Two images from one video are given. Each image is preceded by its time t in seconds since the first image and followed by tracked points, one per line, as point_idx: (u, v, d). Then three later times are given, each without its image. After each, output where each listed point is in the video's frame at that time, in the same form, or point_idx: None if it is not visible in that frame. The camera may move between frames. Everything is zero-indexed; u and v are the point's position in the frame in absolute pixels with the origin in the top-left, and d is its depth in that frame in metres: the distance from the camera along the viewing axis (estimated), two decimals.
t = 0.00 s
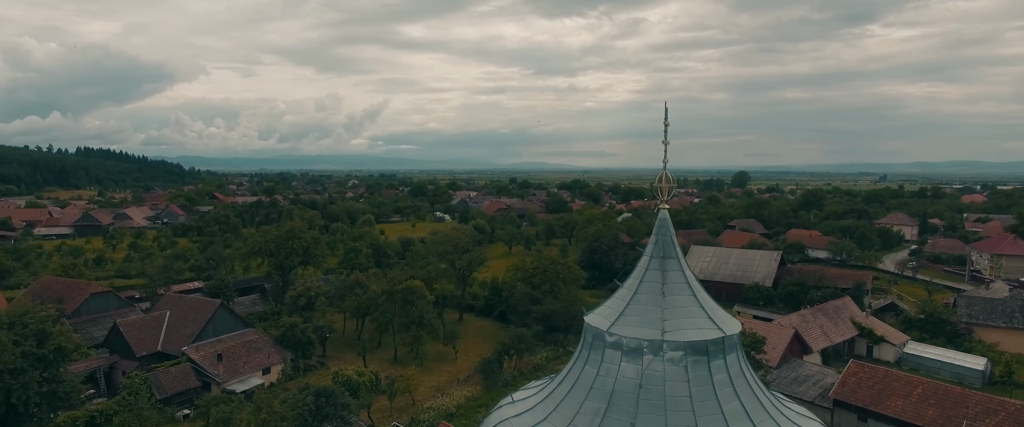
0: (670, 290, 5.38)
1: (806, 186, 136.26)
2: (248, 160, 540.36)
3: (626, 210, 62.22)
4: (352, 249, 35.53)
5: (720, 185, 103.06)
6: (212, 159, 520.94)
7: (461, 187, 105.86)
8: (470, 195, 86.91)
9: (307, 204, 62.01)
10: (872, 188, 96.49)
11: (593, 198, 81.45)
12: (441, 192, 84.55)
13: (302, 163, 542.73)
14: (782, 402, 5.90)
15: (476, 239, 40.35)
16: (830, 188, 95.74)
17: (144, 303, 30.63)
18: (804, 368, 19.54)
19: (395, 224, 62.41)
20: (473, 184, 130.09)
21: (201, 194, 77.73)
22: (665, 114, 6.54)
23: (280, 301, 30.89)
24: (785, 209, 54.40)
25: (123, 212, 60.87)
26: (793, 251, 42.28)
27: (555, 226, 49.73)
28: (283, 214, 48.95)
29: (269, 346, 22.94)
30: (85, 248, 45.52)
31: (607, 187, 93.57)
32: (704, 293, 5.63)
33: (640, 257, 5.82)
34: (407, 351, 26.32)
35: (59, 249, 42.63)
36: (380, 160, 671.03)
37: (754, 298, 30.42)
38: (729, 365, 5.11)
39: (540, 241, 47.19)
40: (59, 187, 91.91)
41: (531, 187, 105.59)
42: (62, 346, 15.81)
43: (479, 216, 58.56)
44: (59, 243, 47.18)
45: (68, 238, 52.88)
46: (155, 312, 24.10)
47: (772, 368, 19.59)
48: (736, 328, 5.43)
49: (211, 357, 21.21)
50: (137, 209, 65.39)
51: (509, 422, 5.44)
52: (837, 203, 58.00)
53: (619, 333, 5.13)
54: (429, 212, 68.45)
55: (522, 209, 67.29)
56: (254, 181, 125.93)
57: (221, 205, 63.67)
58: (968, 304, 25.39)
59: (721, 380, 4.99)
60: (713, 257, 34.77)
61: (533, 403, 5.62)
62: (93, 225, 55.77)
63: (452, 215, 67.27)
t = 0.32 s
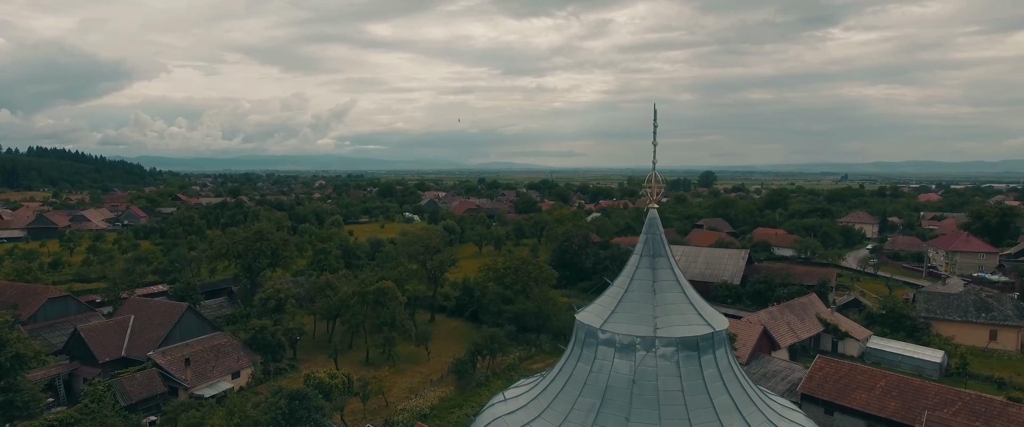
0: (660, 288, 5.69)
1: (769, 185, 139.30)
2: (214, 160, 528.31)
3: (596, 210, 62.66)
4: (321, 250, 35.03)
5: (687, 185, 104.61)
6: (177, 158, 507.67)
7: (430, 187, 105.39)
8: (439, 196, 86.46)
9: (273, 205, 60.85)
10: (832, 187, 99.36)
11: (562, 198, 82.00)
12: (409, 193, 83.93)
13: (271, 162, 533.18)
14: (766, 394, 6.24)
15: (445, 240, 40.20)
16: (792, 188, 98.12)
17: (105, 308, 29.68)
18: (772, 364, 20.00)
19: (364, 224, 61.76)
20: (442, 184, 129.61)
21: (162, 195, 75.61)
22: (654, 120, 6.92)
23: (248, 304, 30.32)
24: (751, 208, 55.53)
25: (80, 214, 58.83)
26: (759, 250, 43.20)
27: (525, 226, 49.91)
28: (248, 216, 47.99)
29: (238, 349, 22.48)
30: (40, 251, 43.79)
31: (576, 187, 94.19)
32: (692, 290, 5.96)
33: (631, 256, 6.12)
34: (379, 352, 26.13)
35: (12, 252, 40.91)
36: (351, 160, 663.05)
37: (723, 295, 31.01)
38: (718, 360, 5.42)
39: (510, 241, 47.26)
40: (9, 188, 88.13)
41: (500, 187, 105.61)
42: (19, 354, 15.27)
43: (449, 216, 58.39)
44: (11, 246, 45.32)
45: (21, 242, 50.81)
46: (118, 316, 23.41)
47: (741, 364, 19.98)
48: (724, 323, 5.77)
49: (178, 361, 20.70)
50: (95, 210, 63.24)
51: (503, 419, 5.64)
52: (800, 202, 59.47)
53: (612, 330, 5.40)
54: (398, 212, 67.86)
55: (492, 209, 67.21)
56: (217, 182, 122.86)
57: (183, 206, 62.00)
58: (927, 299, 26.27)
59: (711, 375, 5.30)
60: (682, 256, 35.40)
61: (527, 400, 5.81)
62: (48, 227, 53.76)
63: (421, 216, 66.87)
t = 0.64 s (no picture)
0: (649, 285, 5.84)
1: (733, 185, 142.27)
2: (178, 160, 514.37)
3: (565, 210, 63.11)
4: (288, 251, 34.44)
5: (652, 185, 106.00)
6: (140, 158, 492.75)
7: (398, 188, 104.64)
8: (407, 196, 85.87)
9: (236, 206, 59.55)
10: (792, 186, 102.07)
11: (530, 198, 82.38)
12: (376, 193, 83.14)
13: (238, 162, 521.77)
14: (750, 387, 6.45)
15: (414, 240, 39.95)
16: (756, 187, 100.39)
17: (61, 313, 28.63)
18: (740, 360, 20.43)
19: (330, 225, 60.97)
20: (410, 185, 128.69)
21: (119, 196, 73.27)
22: (641, 122, 7.09)
23: (214, 307, 29.67)
24: (716, 208, 56.64)
25: (31, 216, 56.56)
26: (725, 249, 44.10)
27: (494, 226, 49.93)
28: (211, 217, 46.89)
29: (205, 353, 21.97)
30: None
31: (544, 187, 94.78)
32: (678, 287, 6.13)
33: (619, 254, 6.26)
34: (350, 354, 25.86)
35: None
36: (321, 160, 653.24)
37: (691, 293, 31.57)
38: (705, 355, 5.62)
39: (479, 241, 47.28)
40: None
41: (468, 187, 105.51)
42: None
43: (417, 216, 58.05)
44: None
45: None
46: (77, 322, 22.63)
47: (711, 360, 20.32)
48: (710, 319, 5.95)
49: (141, 367, 20.10)
50: (47, 212, 60.89)
51: (496, 417, 5.78)
52: (763, 201, 60.92)
53: (603, 327, 5.55)
54: (365, 213, 67.18)
55: (460, 209, 67.04)
56: (177, 182, 119.74)
57: (141, 208, 60.19)
58: (886, 295, 27.20)
59: (699, 369, 5.48)
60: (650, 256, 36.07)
61: (519, 397, 5.94)
62: None
63: (389, 216, 66.30)
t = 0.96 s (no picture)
0: (637, 283, 5.93)
1: (698, 185, 145.02)
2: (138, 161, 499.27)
3: (533, 210, 63.38)
4: (254, 253, 33.73)
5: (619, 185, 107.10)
6: (98, 158, 476.75)
7: (364, 188, 103.56)
8: (374, 197, 85.07)
9: (198, 208, 58.10)
10: (754, 186, 104.55)
11: (497, 198, 82.63)
12: (342, 193, 82.16)
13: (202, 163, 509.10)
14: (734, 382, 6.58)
15: (383, 241, 39.66)
16: (719, 186, 102.50)
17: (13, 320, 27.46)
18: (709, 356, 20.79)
19: (295, 227, 60.05)
20: (376, 185, 127.37)
21: (73, 197, 70.73)
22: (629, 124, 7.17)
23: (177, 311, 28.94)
24: (682, 207, 57.60)
25: None
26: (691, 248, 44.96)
27: (462, 226, 49.82)
28: (171, 219, 45.69)
29: (169, 359, 21.38)
30: None
31: (512, 188, 95.05)
32: (664, 285, 6.22)
33: (608, 253, 6.34)
34: (319, 357, 25.52)
35: None
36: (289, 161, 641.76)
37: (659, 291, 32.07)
38: (693, 350, 5.73)
39: (447, 242, 47.18)
40: None
41: (435, 187, 105.13)
42: None
43: (384, 217, 57.54)
44: None
45: None
46: (31, 329, 21.79)
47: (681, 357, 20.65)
48: (696, 316, 6.06)
49: (102, 374, 19.43)
50: None
51: (488, 416, 5.79)
52: (728, 201, 62.22)
53: (594, 325, 5.62)
54: (331, 214, 66.33)
55: (428, 210, 66.73)
56: (133, 183, 116.10)
57: (96, 210, 58.16)
58: (848, 291, 28.03)
59: (688, 364, 5.60)
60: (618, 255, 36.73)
61: (510, 397, 5.95)
62: None
63: (356, 217, 65.56)
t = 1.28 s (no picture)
0: (627, 281, 6.00)
1: (666, 184, 147.16)
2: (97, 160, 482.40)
3: (502, 210, 63.44)
4: (219, 255, 32.99)
5: (586, 185, 107.78)
6: (56, 158, 459.69)
7: (329, 188, 102.05)
8: (340, 198, 84.08)
9: (158, 209, 56.51)
10: (718, 186, 106.59)
11: (465, 198, 82.46)
12: (308, 193, 80.85)
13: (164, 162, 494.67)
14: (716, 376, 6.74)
15: (351, 242, 39.23)
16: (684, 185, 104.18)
17: None
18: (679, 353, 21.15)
19: (260, 228, 58.97)
20: (341, 185, 125.60)
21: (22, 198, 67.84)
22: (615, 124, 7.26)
23: (140, 315, 28.16)
24: (649, 206, 58.42)
25: None
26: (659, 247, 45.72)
27: (430, 227, 49.53)
28: (129, 222, 44.35)
29: (133, 364, 20.78)
30: None
31: (480, 188, 95.03)
32: (652, 283, 6.32)
33: (597, 252, 6.38)
34: (288, 360, 25.15)
35: None
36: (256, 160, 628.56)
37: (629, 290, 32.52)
38: (681, 345, 5.84)
39: (415, 243, 46.93)
40: None
41: (402, 187, 104.31)
42: None
43: (351, 218, 56.93)
44: None
45: None
46: None
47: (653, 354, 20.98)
48: (682, 313, 6.18)
49: (60, 382, 18.75)
50: None
51: (481, 414, 5.80)
52: (693, 200, 63.30)
53: (586, 323, 5.67)
54: (297, 215, 65.29)
55: (395, 210, 66.25)
56: (86, 184, 112.04)
57: (48, 212, 55.97)
58: (811, 288, 28.80)
59: (677, 359, 5.71)
60: (588, 254, 37.26)
61: (503, 394, 5.97)
62: None
63: (322, 218, 64.69)
